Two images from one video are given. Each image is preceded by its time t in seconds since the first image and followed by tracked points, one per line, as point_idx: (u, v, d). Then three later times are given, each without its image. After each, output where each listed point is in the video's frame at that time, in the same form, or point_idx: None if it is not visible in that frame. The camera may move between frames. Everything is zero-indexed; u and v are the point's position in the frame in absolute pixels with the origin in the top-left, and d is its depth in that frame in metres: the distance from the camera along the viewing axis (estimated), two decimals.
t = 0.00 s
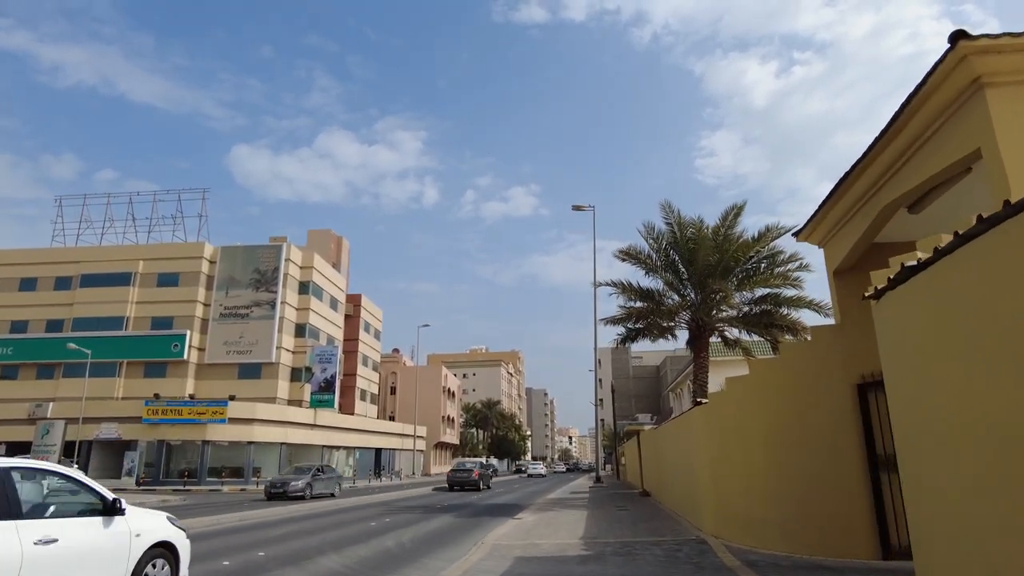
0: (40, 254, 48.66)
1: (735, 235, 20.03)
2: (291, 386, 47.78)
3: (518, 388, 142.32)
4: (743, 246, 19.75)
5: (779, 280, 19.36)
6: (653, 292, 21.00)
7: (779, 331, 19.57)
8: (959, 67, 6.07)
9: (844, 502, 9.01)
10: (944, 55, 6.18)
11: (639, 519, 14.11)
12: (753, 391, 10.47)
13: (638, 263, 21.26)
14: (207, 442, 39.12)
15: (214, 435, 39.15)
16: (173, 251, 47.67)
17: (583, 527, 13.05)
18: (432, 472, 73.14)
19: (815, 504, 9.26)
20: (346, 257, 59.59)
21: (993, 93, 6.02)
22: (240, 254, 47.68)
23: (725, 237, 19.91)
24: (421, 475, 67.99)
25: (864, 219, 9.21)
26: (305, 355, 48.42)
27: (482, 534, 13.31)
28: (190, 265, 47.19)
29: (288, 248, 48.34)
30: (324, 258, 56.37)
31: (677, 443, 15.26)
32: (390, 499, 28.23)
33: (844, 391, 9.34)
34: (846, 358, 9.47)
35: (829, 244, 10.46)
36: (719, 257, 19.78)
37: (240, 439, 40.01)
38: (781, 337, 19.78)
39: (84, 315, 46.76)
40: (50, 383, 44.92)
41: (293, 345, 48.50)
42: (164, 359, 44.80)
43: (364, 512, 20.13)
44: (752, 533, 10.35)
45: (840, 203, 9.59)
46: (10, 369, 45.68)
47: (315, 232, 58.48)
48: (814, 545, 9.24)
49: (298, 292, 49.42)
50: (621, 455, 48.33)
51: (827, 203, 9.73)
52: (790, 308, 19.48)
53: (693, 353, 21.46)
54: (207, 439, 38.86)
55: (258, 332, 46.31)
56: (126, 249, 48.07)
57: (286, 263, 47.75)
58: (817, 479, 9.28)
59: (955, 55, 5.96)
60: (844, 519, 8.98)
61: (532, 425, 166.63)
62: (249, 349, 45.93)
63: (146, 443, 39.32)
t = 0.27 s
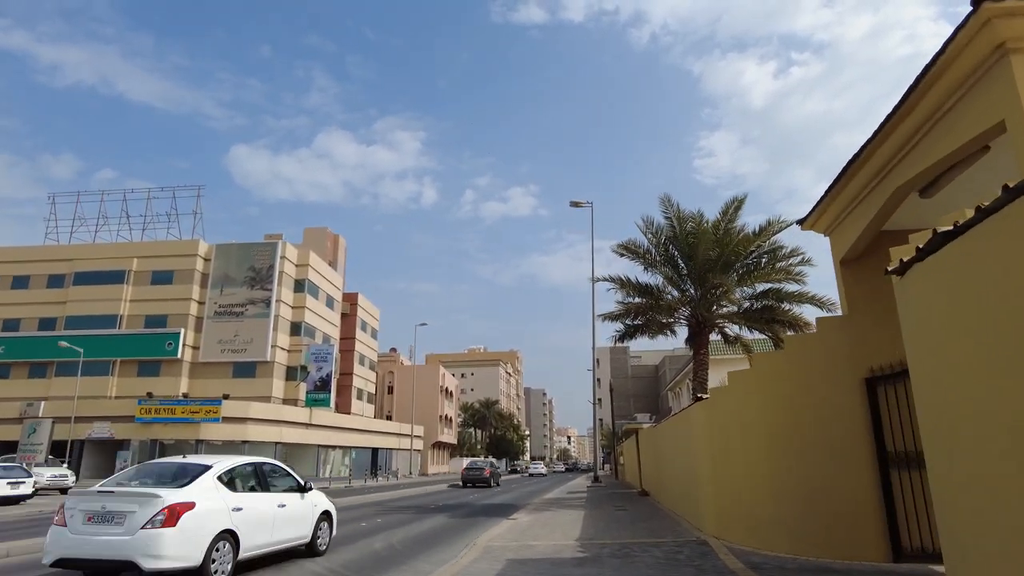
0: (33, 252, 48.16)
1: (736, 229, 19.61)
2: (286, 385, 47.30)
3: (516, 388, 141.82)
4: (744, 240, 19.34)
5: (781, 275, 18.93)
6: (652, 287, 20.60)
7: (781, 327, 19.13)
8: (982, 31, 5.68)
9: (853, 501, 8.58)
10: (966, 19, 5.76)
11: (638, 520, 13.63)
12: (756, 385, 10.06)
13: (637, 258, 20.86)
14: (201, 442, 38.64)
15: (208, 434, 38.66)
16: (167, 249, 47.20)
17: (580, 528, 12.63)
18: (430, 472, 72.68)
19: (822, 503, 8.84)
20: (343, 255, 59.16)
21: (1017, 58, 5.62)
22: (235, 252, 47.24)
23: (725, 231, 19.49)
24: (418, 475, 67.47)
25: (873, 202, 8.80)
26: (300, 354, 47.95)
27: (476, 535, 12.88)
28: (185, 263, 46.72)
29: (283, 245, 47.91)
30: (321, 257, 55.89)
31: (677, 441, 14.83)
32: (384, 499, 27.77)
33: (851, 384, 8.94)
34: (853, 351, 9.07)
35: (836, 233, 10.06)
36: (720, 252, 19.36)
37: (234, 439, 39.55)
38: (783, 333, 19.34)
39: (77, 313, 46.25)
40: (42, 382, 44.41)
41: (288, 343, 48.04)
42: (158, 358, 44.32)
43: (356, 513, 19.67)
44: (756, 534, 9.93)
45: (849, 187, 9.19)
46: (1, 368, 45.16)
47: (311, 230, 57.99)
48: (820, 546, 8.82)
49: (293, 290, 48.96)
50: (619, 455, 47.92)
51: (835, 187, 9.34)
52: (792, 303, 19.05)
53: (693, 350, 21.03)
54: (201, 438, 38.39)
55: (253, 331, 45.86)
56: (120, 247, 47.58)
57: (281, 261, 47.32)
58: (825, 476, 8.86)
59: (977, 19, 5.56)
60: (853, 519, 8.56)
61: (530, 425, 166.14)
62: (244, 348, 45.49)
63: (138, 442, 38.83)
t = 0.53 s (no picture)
0: (27, 252, 47.71)
1: (737, 226, 19.22)
2: (282, 385, 46.92)
3: (515, 388, 141.40)
4: (745, 237, 18.95)
5: (784, 272, 18.53)
6: (651, 285, 20.20)
7: (782, 325, 18.74)
8: None
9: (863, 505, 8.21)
10: None
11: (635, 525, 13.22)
12: (761, 384, 9.66)
13: (636, 255, 20.48)
14: (195, 443, 38.22)
15: (203, 435, 38.23)
16: (162, 248, 46.75)
17: (578, 532, 12.25)
18: (428, 473, 72.25)
19: (832, 508, 8.48)
20: (340, 254, 58.75)
21: None
22: (230, 251, 46.81)
23: (726, 228, 19.09)
24: (416, 476, 67.02)
25: (887, 189, 8.43)
26: (296, 354, 47.57)
27: (470, 540, 12.49)
28: (180, 262, 46.28)
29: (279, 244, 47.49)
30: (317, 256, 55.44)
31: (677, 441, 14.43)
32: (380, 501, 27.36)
33: (860, 383, 8.56)
34: (862, 349, 8.68)
35: (844, 224, 9.66)
36: (721, 249, 18.95)
37: (229, 439, 39.13)
38: (784, 332, 18.96)
39: (70, 313, 45.79)
40: (36, 382, 43.98)
41: (284, 343, 47.63)
42: (152, 358, 43.90)
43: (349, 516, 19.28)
44: (761, 540, 9.57)
45: (861, 173, 8.79)
46: None
47: (307, 229, 57.52)
48: (829, 552, 8.46)
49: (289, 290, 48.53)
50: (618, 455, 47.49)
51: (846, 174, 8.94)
52: (794, 301, 18.66)
53: (693, 349, 20.62)
54: (195, 439, 37.97)
55: (249, 331, 45.44)
56: (114, 246, 47.12)
57: (277, 260, 46.91)
58: (833, 479, 8.52)
59: None
60: (863, 523, 8.20)
61: (529, 425, 165.68)
62: (240, 348, 45.08)
63: (132, 443, 38.40)
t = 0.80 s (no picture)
0: (22, 249, 47.31)
1: (739, 220, 18.85)
2: (278, 384, 46.51)
3: (515, 387, 141.09)
4: (748, 231, 18.57)
5: (788, 266, 18.16)
6: (651, 280, 19.82)
7: (786, 320, 18.36)
8: None
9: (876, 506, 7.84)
10: None
11: (636, 525, 12.81)
12: (767, 377, 9.28)
13: (636, 249, 20.11)
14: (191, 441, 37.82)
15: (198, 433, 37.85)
16: (158, 245, 46.34)
17: (576, 532, 11.85)
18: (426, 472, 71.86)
19: (843, 508, 8.11)
20: (338, 252, 58.36)
21: None
22: (227, 248, 46.40)
23: (729, 221, 18.72)
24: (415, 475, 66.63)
25: (901, 171, 8.04)
26: (293, 352, 47.20)
27: (465, 540, 12.09)
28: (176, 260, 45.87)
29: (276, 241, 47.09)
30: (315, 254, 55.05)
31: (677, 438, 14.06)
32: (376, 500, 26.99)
33: (872, 376, 8.18)
34: (874, 340, 8.29)
35: (853, 211, 9.26)
36: (723, 243, 18.57)
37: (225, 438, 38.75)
38: (787, 327, 18.59)
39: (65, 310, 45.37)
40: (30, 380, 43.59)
41: (281, 341, 47.24)
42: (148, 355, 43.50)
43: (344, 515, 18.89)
44: (767, 542, 9.19)
45: (872, 155, 8.40)
46: None
47: (305, 226, 57.14)
48: (840, 554, 8.09)
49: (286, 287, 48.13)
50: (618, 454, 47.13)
51: (856, 157, 8.55)
52: (798, 296, 18.29)
53: (694, 345, 20.24)
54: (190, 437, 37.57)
55: (245, 328, 45.06)
56: (110, 243, 46.71)
57: (274, 257, 46.52)
58: (843, 478, 8.16)
59: None
60: (876, 524, 7.82)
61: (529, 424, 165.39)
62: (236, 346, 44.70)
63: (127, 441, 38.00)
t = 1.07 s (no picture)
0: (16, 247, 46.87)
1: (741, 215, 18.42)
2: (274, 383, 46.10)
3: (514, 387, 140.67)
4: (749, 226, 18.14)
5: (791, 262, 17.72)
6: (651, 277, 19.44)
7: (789, 318, 17.94)
8: None
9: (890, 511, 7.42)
10: None
11: (635, 528, 12.38)
12: (774, 376, 8.86)
13: (636, 245, 19.70)
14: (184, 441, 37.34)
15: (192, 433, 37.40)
16: (152, 243, 45.90)
17: (573, 537, 11.45)
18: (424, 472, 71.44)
19: (856, 514, 7.69)
20: (335, 250, 57.97)
21: None
22: (223, 246, 45.98)
23: (730, 217, 18.29)
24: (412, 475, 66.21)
25: (913, 161, 7.66)
26: (289, 351, 46.80)
27: (455, 547, 11.70)
28: (171, 258, 45.43)
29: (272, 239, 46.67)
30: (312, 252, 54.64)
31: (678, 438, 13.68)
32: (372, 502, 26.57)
33: (884, 374, 7.74)
34: (885, 335, 7.84)
35: (862, 203, 8.85)
36: (724, 238, 18.14)
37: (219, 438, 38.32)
38: (790, 325, 18.18)
39: (59, 309, 44.93)
40: (23, 380, 43.17)
41: (277, 340, 46.83)
42: (142, 354, 43.06)
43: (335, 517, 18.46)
44: (774, 549, 8.77)
45: (883, 146, 8.02)
46: None
47: (302, 224, 56.70)
48: (852, 562, 7.67)
49: (283, 285, 47.70)
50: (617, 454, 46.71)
51: (865, 146, 8.16)
52: (801, 293, 17.88)
53: (695, 344, 19.82)
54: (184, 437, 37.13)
55: (241, 327, 44.68)
56: (104, 241, 46.27)
57: (270, 256, 46.13)
58: (855, 482, 7.75)
59: None
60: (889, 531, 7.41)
61: (528, 424, 165.02)
62: (231, 344, 44.29)
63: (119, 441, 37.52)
